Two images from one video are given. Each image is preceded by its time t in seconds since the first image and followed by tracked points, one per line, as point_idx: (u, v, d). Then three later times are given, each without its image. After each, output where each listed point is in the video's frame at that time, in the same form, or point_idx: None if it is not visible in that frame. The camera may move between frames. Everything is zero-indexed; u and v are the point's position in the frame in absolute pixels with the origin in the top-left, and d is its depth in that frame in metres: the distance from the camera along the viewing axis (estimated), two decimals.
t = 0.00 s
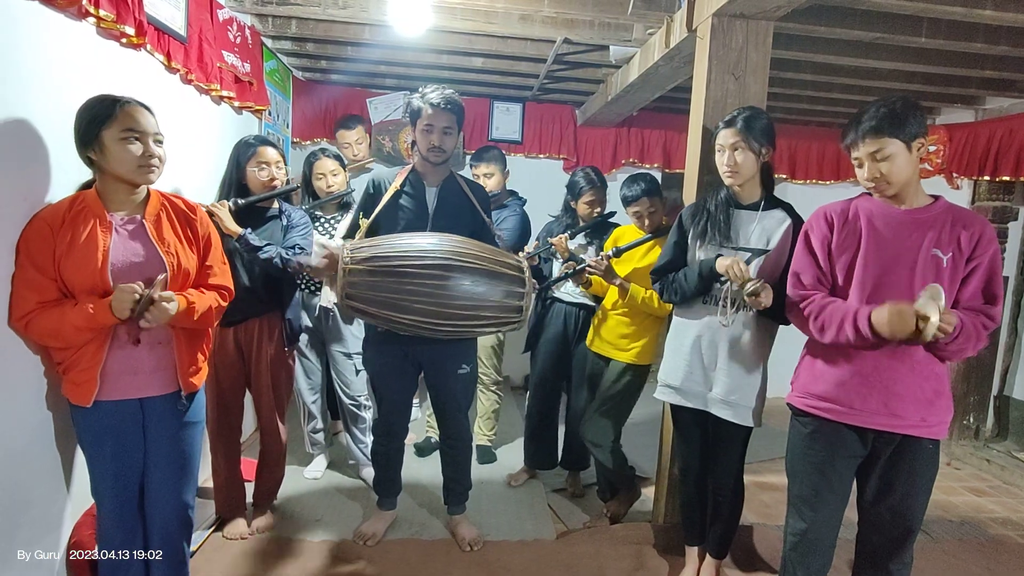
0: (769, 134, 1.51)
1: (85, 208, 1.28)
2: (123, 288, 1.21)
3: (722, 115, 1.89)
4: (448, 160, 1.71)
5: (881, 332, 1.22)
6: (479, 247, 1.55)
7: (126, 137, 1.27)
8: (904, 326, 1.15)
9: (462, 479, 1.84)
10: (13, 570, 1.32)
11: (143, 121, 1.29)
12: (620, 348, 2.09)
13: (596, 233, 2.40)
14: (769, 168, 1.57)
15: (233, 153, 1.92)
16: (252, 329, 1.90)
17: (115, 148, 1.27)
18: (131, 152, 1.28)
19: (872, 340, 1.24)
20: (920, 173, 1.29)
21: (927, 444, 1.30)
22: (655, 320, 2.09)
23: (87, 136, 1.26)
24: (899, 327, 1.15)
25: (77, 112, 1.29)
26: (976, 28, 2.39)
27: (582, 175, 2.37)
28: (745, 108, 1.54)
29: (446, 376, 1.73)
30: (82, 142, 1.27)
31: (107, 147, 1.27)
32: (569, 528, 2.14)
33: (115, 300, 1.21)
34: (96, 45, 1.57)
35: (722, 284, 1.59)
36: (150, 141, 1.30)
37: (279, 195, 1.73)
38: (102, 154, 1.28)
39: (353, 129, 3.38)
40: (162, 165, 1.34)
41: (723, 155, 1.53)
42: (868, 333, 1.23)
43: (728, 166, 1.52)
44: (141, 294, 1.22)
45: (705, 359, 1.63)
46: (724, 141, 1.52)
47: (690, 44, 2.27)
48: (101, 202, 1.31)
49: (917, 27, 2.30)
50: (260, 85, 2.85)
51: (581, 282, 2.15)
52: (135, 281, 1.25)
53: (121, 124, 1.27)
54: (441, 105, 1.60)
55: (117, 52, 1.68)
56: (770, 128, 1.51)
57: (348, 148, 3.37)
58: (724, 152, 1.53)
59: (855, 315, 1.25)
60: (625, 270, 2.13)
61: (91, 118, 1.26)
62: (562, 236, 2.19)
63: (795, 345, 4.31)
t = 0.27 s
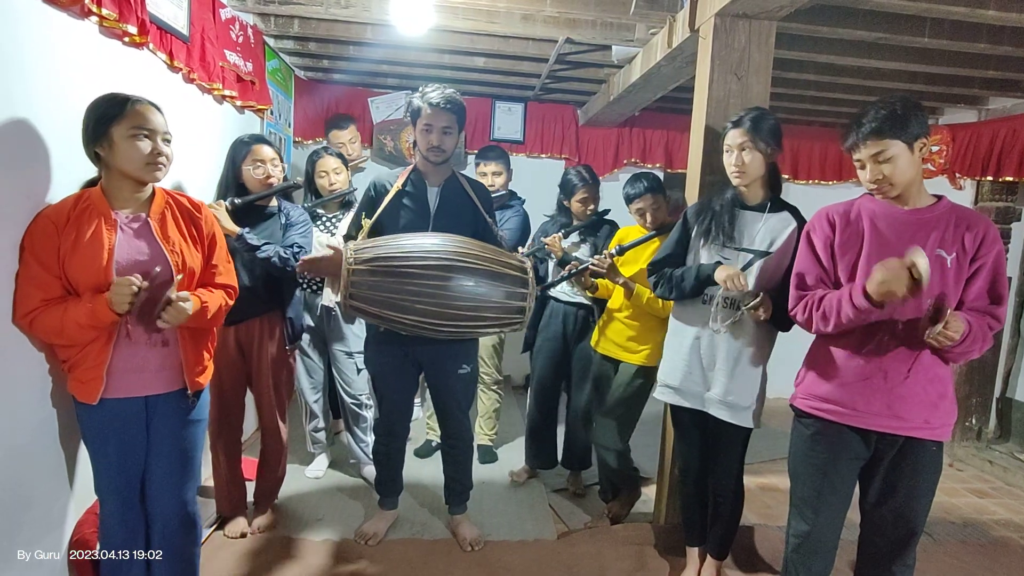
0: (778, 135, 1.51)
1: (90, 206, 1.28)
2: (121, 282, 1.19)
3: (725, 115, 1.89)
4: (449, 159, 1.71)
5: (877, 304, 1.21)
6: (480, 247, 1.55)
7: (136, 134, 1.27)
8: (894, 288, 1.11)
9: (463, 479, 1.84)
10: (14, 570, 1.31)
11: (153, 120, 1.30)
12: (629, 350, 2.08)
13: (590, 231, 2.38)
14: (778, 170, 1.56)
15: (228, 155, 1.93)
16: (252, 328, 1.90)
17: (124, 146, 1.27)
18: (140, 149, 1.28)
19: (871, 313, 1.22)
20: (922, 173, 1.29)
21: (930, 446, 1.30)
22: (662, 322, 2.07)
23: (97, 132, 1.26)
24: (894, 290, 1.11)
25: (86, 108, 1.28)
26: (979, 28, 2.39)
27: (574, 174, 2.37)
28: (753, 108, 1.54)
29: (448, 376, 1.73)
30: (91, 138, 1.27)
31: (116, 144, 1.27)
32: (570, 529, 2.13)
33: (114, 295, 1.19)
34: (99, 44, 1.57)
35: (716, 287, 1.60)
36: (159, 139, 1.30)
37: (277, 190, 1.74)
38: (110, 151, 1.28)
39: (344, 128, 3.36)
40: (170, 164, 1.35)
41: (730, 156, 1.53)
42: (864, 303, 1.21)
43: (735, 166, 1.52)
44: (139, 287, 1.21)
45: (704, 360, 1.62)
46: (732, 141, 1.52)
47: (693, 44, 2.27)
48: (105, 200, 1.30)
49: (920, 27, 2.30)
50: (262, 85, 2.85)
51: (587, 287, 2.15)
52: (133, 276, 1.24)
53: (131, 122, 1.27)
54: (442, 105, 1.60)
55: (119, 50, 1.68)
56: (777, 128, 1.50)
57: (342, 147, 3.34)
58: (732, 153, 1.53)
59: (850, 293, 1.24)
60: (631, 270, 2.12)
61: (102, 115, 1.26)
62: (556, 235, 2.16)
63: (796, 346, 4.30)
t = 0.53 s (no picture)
0: (784, 137, 1.51)
1: (98, 204, 1.27)
2: (127, 284, 1.19)
3: (726, 116, 1.88)
4: (450, 159, 1.71)
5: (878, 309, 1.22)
6: (482, 247, 1.54)
7: (146, 132, 1.27)
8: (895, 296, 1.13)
9: (464, 479, 1.84)
10: (14, 570, 1.31)
11: (164, 118, 1.30)
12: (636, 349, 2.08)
13: (576, 231, 2.38)
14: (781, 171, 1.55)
15: (225, 154, 1.93)
16: (252, 327, 1.90)
17: (134, 143, 1.27)
18: (149, 147, 1.28)
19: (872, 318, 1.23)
20: (922, 173, 1.29)
21: (932, 448, 1.30)
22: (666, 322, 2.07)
23: (107, 129, 1.27)
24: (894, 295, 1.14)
25: (96, 105, 1.29)
26: (982, 29, 2.38)
27: (558, 173, 2.38)
28: (757, 109, 1.53)
29: (448, 377, 1.73)
30: (101, 135, 1.27)
31: (126, 142, 1.27)
32: (570, 529, 2.13)
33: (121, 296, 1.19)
34: (100, 43, 1.58)
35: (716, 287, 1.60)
36: (169, 137, 1.31)
37: (272, 190, 1.76)
38: (121, 148, 1.28)
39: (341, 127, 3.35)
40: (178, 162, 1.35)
41: (735, 158, 1.53)
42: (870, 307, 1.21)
43: (741, 168, 1.51)
44: (145, 288, 1.20)
45: (702, 359, 1.62)
46: (737, 143, 1.51)
47: (694, 44, 2.27)
48: (114, 197, 1.30)
49: (922, 27, 2.30)
50: (263, 84, 2.85)
51: (591, 292, 2.21)
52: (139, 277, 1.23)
53: (141, 119, 1.27)
54: (442, 105, 1.59)
55: (120, 50, 1.68)
56: (783, 129, 1.50)
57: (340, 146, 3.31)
58: (737, 155, 1.52)
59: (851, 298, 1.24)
60: (634, 270, 2.12)
61: (112, 112, 1.26)
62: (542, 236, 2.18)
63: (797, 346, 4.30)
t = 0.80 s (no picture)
0: (784, 138, 1.50)
1: (105, 203, 1.27)
2: (134, 278, 1.18)
3: (726, 116, 1.88)
4: (450, 157, 1.71)
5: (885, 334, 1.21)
6: (481, 247, 1.54)
7: (153, 131, 1.27)
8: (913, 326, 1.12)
9: (463, 479, 1.84)
10: (14, 570, 1.30)
11: (172, 118, 1.30)
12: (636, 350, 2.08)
13: (569, 229, 2.39)
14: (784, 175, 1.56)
15: (229, 153, 1.92)
16: (251, 327, 1.90)
17: (141, 143, 1.27)
18: (157, 147, 1.28)
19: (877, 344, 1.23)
20: (922, 173, 1.29)
21: (932, 449, 1.30)
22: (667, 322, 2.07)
23: (114, 128, 1.26)
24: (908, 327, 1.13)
25: (104, 105, 1.29)
26: (982, 29, 2.38)
27: (549, 171, 2.38)
28: (759, 111, 1.53)
29: (447, 377, 1.73)
30: (108, 135, 1.27)
31: (133, 141, 1.27)
32: (570, 529, 2.13)
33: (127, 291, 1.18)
34: (100, 43, 1.58)
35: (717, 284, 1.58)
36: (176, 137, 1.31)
37: (275, 191, 1.75)
38: (127, 148, 1.28)
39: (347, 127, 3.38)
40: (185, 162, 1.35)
41: (739, 163, 1.52)
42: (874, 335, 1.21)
43: (746, 174, 1.51)
44: (152, 283, 1.20)
45: (699, 360, 1.62)
46: (741, 150, 1.50)
47: (693, 44, 2.27)
48: (120, 196, 1.30)
49: (922, 27, 2.30)
50: (263, 83, 2.85)
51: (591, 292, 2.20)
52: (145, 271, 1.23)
53: (149, 119, 1.27)
54: (443, 104, 1.59)
55: (120, 49, 1.68)
56: (785, 130, 1.50)
57: (346, 146, 3.36)
58: (741, 160, 1.51)
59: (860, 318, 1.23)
60: (633, 270, 2.12)
61: (120, 111, 1.26)
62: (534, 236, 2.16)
63: (796, 347, 4.30)
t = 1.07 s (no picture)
0: (784, 138, 1.50)
1: (114, 200, 1.27)
2: (151, 278, 1.19)
3: (726, 115, 1.88)
4: (450, 153, 1.70)
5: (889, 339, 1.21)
6: (480, 246, 1.54)
7: (162, 130, 1.27)
8: (912, 330, 1.12)
9: (463, 478, 1.84)
10: (13, 570, 1.30)
11: (180, 117, 1.30)
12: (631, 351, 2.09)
13: (568, 226, 2.40)
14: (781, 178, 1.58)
15: (234, 150, 1.93)
16: (252, 325, 1.90)
17: (149, 141, 1.27)
18: (165, 146, 1.28)
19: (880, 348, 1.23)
20: (924, 173, 1.28)
21: (934, 449, 1.30)
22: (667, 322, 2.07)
23: (123, 126, 1.26)
24: (906, 334, 1.12)
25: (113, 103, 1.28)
26: (982, 29, 2.38)
27: (548, 168, 2.38)
28: (759, 111, 1.53)
29: (447, 375, 1.73)
30: (116, 132, 1.27)
31: (141, 139, 1.27)
32: (569, 528, 2.14)
33: (144, 292, 1.20)
34: (100, 41, 1.58)
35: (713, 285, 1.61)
36: (184, 137, 1.30)
37: (280, 191, 1.74)
38: (135, 146, 1.28)
39: (361, 128, 3.48)
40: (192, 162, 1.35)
41: (741, 165, 1.52)
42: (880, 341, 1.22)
43: (748, 175, 1.51)
44: (169, 285, 1.21)
45: (702, 359, 1.62)
46: (743, 151, 1.50)
47: (694, 43, 2.27)
48: (127, 194, 1.30)
49: (923, 27, 2.29)
50: (263, 81, 2.85)
51: (590, 288, 2.18)
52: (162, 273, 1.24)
53: (158, 118, 1.27)
54: (444, 101, 1.59)
55: (120, 47, 1.68)
56: (784, 130, 1.50)
57: (357, 146, 3.47)
58: (743, 162, 1.51)
59: (861, 323, 1.24)
60: (634, 268, 2.12)
61: (128, 110, 1.26)
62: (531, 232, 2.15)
63: (796, 346, 4.30)
